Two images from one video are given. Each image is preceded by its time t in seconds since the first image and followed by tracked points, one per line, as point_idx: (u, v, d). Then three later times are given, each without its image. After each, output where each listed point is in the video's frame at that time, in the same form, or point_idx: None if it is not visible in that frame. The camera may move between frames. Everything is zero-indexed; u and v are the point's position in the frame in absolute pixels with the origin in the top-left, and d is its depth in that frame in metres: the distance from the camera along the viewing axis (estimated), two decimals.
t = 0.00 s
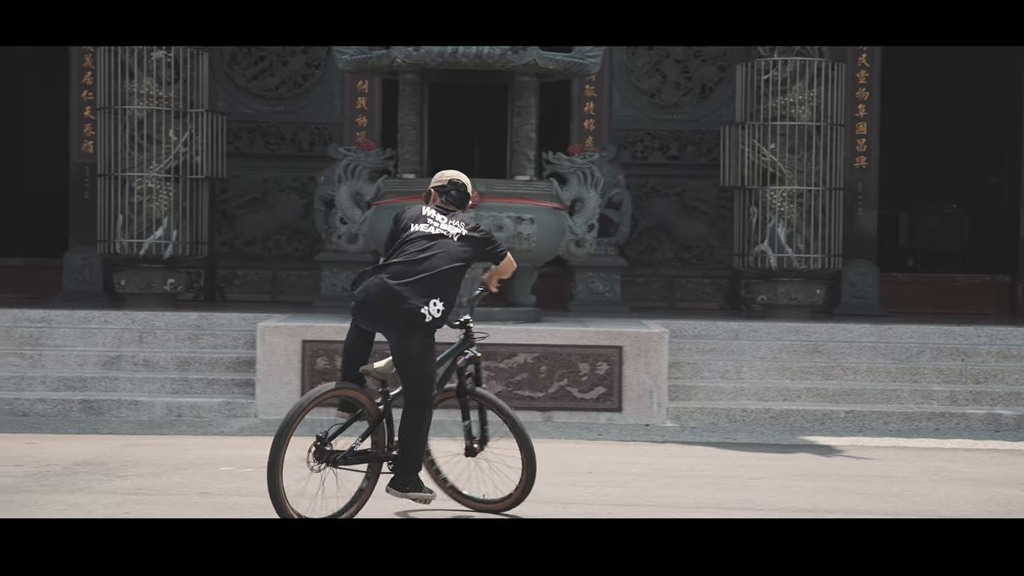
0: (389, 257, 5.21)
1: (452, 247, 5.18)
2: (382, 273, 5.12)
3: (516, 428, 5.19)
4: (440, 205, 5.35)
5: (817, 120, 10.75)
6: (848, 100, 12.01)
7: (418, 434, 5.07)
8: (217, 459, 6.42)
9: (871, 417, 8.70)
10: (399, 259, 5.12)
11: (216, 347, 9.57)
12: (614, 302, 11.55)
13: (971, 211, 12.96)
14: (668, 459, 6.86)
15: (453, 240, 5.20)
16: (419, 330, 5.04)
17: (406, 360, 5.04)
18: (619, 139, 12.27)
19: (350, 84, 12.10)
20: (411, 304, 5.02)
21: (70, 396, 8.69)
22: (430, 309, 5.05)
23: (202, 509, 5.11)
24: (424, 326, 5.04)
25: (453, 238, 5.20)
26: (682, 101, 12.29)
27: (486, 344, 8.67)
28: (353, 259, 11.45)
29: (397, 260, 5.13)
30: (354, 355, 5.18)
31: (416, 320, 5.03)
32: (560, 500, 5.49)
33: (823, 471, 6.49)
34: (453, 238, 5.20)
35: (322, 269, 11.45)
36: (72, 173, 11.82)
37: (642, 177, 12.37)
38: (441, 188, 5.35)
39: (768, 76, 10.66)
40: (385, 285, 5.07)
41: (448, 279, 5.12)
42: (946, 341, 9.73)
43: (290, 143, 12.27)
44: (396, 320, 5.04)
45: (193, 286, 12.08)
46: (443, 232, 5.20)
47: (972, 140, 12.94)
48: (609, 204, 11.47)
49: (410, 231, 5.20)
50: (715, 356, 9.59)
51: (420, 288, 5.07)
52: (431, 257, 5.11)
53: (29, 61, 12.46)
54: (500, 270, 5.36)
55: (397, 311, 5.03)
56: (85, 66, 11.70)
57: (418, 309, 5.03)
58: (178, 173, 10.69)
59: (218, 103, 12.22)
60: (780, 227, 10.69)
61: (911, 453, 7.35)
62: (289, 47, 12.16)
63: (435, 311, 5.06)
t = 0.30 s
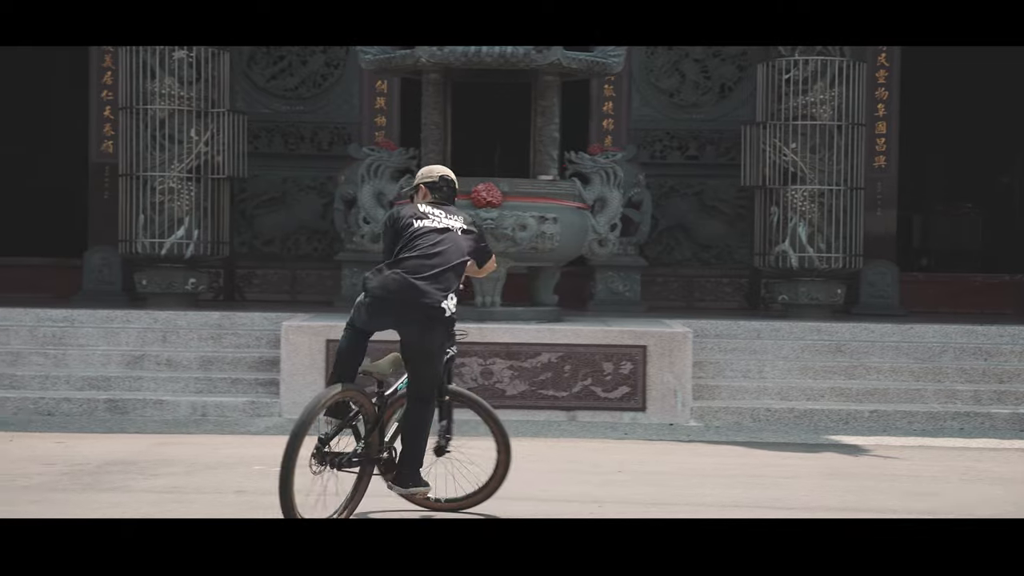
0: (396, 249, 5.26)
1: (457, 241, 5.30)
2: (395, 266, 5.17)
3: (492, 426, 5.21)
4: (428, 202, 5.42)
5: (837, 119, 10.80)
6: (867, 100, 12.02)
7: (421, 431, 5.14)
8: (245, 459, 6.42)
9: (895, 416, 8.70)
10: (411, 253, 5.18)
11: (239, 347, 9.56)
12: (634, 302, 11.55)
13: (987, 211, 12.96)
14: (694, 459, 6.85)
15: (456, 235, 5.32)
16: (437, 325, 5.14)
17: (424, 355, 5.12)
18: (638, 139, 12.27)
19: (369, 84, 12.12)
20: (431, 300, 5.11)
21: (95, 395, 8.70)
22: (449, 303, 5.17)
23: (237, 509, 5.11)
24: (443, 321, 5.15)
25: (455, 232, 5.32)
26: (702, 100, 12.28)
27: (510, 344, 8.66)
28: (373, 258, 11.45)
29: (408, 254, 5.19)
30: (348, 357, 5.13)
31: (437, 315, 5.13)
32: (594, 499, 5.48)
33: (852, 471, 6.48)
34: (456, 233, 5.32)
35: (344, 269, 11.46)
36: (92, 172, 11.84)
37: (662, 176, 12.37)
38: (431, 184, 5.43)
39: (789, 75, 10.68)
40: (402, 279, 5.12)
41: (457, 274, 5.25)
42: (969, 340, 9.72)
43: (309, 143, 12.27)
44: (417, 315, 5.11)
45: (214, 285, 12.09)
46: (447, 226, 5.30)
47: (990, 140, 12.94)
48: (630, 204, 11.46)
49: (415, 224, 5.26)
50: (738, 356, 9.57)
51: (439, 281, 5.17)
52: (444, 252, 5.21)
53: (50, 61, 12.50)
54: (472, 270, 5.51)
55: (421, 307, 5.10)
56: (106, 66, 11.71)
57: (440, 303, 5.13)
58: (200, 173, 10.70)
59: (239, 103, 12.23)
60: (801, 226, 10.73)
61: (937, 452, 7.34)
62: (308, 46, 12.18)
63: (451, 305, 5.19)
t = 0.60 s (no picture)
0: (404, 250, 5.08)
1: (461, 235, 5.16)
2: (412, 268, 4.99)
3: (455, 422, 5.19)
4: (421, 199, 5.23)
5: (856, 118, 10.85)
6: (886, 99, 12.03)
7: (423, 433, 5.04)
8: (273, 458, 6.41)
9: (919, 415, 8.70)
10: (425, 252, 5.01)
11: (261, 347, 9.57)
12: (652, 301, 11.55)
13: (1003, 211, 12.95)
14: (722, 458, 6.83)
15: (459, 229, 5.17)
16: (458, 324, 5.03)
17: (439, 356, 5.02)
18: (657, 138, 12.28)
19: (387, 84, 12.15)
20: (455, 299, 4.99)
21: (119, 395, 8.72)
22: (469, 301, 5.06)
23: (271, 508, 5.10)
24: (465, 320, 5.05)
25: (458, 226, 5.17)
26: (720, 100, 12.28)
27: (533, 343, 8.66)
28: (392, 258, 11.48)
29: (422, 254, 5.02)
30: (353, 365, 4.93)
31: (459, 314, 5.02)
32: (627, 497, 5.46)
33: (881, 470, 6.45)
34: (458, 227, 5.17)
35: (364, 269, 11.48)
36: (110, 172, 11.86)
37: (680, 176, 12.37)
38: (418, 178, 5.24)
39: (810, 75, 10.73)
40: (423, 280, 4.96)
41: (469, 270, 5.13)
42: (990, 339, 9.71)
43: (328, 143, 12.28)
44: (441, 315, 4.98)
45: (233, 285, 12.09)
46: (450, 221, 5.15)
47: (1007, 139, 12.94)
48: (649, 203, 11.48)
49: (420, 221, 5.09)
50: (760, 355, 9.55)
51: (458, 280, 5.04)
52: (456, 248, 5.07)
53: (69, 61, 12.52)
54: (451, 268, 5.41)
55: (445, 307, 4.97)
56: (125, 67, 11.73)
57: (462, 302, 5.01)
58: (220, 173, 10.74)
59: (257, 103, 12.23)
60: (820, 224, 10.78)
61: (963, 451, 7.33)
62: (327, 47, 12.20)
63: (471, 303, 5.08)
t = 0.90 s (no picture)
0: (419, 249, 4.99)
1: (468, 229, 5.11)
2: (437, 269, 4.94)
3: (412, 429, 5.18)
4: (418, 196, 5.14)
5: (876, 117, 10.88)
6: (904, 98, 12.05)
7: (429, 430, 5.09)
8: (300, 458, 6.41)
9: (942, 415, 8.70)
10: (447, 253, 4.96)
11: (282, 346, 9.58)
12: (670, 300, 11.56)
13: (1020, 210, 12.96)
14: (749, 457, 6.83)
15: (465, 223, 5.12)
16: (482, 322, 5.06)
17: (457, 355, 5.05)
18: (675, 138, 12.28)
19: (405, 84, 12.17)
20: (482, 297, 5.00)
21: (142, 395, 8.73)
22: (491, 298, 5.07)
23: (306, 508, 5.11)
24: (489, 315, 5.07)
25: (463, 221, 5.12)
26: (737, 99, 12.28)
27: (555, 342, 8.67)
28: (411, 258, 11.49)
29: (442, 253, 4.96)
30: (366, 375, 4.89)
31: (486, 312, 5.04)
32: (660, 497, 5.46)
33: (910, 470, 6.43)
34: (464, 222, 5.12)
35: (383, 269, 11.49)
36: (129, 172, 11.88)
37: (697, 175, 12.37)
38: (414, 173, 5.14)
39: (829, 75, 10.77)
40: (451, 282, 4.93)
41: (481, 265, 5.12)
42: (1012, 338, 9.72)
43: (345, 143, 12.29)
44: (472, 315, 4.99)
45: (252, 284, 12.09)
46: (457, 217, 5.09)
47: None
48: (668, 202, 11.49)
49: (432, 219, 5.00)
50: (782, 355, 9.54)
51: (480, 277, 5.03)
52: (472, 245, 5.03)
53: (87, 61, 12.54)
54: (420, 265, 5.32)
55: (477, 307, 4.98)
56: (144, 67, 11.74)
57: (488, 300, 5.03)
58: (241, 173, 10.77)
59: (275, 103, 12.23)
60: (840, 222, 10.84)
61: (989, 450, 7.33)
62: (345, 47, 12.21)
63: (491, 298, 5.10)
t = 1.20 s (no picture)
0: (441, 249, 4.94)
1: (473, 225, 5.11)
2: (467, 267, 4.92)
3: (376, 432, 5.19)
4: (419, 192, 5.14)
5: (896, 117, 10.90)
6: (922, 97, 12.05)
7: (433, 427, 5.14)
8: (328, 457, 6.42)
9: (964, 414, 8.70)
10: (472, 248, 4.95)
11: (303, 345, 9.59)
12: (689, 300, 11.56)
13: None
14: (775, 456, 6.84)
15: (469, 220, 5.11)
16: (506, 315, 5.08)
17: (472, 350, 5.11)
18: (693, 137, 12.27)
19: (423, 83, 12.18)
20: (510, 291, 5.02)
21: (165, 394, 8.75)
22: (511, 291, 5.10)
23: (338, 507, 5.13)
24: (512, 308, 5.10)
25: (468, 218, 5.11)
26: (755, 99, 12.27)
27: (578, 341, 8.68)
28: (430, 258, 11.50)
29: (467, 250, 4.94)
30: (398, 390, 4.83)
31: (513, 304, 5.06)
32: (693, 495, 5.47)
33: (938, 469, 6.43)
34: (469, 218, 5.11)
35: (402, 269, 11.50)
36: (148, 172, 11.89)
37: (715, 175, 12.36)
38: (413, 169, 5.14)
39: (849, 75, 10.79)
40: (484, 278, 4.92)
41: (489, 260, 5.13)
42: None
43: (363, 143, 12.29)
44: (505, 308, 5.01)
45: (270, 284, 12.09)
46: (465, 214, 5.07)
47: None
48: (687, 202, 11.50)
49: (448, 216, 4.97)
50: (804, 355, 9.54)
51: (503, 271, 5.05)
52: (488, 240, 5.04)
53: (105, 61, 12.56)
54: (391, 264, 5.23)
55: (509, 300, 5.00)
56: (163, 67, 11.75)
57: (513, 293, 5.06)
58: (261, 173, 10.79)
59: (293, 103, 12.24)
60: (860, 222, 10.88)
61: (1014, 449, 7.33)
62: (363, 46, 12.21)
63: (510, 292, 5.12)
